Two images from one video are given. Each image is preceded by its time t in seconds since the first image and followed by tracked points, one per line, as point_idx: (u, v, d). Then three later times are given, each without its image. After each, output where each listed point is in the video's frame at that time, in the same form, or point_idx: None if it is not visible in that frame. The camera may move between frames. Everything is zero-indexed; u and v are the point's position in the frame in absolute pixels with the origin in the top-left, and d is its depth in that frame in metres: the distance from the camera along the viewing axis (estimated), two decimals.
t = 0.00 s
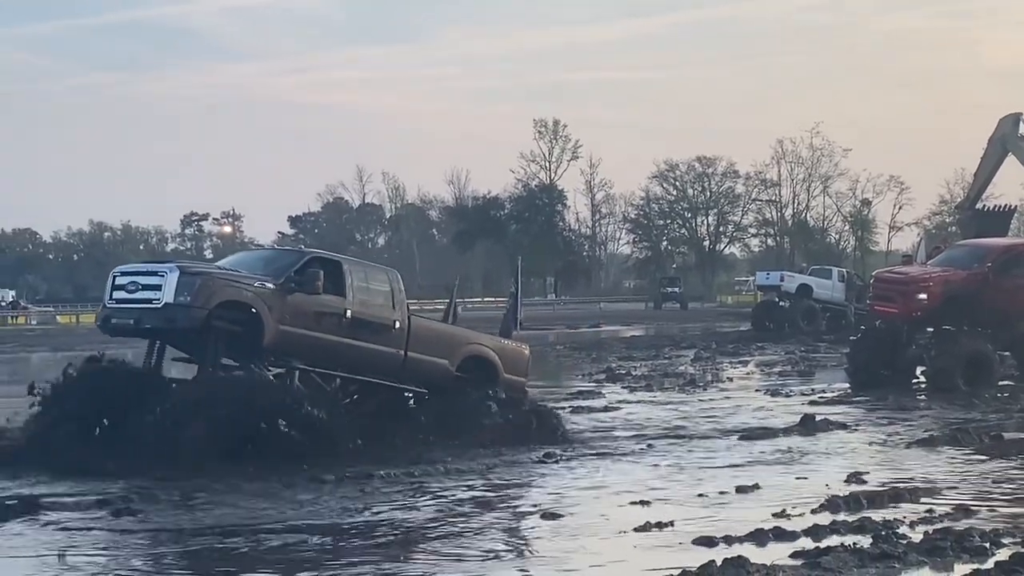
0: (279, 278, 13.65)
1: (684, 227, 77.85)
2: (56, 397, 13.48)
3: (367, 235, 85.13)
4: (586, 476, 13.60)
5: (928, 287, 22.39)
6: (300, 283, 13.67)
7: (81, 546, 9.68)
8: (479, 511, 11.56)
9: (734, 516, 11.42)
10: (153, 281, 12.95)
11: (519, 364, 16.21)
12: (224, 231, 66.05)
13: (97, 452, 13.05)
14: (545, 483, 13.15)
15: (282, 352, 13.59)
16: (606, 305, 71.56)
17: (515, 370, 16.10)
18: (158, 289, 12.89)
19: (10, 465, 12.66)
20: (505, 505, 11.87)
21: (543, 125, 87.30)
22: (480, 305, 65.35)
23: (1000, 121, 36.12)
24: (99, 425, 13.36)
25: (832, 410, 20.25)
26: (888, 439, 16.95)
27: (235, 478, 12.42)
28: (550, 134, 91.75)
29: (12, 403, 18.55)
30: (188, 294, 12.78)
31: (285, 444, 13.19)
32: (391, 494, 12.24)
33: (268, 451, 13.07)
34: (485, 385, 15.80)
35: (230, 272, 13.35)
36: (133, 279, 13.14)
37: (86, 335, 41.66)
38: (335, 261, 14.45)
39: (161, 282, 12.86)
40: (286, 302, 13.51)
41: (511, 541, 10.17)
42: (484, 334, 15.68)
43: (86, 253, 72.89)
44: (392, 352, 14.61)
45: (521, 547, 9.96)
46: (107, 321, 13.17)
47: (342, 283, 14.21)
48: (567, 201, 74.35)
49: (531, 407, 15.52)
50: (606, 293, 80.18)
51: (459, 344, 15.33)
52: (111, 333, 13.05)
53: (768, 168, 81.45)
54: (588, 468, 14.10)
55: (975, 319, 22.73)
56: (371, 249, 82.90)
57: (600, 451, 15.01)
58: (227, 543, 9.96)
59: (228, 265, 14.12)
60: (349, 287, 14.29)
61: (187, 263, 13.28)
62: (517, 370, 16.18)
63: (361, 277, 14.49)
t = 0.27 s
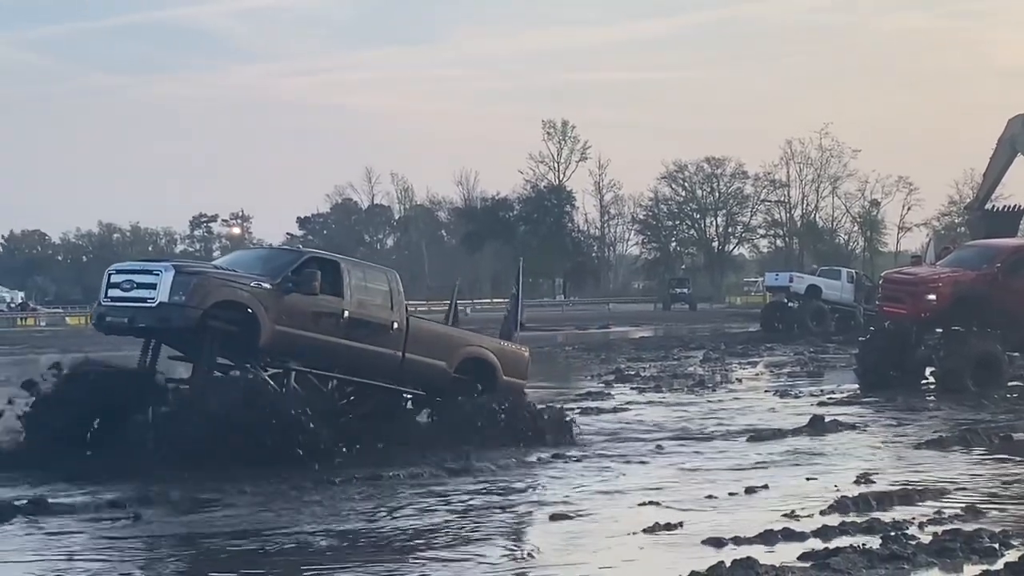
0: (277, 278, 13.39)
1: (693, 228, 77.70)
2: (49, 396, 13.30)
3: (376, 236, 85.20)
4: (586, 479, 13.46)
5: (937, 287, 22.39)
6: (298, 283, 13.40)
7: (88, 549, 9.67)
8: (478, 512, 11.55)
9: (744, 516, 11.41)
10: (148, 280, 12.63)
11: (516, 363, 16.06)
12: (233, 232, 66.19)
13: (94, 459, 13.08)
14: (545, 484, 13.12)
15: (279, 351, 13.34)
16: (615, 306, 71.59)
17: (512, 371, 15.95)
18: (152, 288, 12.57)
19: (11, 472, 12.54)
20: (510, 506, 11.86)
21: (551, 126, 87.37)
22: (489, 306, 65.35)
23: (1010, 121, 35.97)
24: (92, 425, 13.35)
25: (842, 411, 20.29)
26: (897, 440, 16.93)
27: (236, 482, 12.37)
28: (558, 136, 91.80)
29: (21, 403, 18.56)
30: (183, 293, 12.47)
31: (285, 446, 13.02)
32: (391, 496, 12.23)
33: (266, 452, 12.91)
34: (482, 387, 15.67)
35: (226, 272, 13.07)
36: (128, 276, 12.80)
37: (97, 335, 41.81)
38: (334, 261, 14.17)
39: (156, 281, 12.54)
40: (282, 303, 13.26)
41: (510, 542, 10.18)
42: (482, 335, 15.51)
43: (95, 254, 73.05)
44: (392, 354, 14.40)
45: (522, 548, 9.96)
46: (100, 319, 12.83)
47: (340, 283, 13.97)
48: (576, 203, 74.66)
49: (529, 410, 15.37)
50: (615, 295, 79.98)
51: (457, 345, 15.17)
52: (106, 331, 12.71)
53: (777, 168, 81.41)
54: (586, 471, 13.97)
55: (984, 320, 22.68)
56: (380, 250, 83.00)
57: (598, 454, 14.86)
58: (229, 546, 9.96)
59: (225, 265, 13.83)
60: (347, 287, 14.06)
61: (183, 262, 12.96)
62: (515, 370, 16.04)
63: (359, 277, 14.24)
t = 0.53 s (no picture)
0: (274, 278, 13.46)
1: (704, 229, 77.66)
2: (39, 402, 13.20)
3: (387, 238, 85.36)
4: (585, 481, 13.39)
5: (949, 288, 22.35)
6: (295, 283, 13.46)
7: (101, 554, 9.70)
8: (481, 513, 11.59)
9: (756, 517, 11.43)
10: (145, 279, 12.84)
11: (516, 368, 15.93)
12: (244, 234, 66.45)
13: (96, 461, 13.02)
14: (548, 485, 13.11)
15: (276, 353, 13.39)
16: (626, 307, 71.59)
17: (512, 375, 15.82)
18: (149, 288, 12.78)
19: (14, 480, 12.46)
20: (518, 508, 11.86)
21: (562, 127, 87.50)
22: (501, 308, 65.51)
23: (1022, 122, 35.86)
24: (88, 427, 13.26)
25: (854, 412, 20.30)
26: (910, 441, 16.93)
27: (238, 485, 12.48)
28: (569, 137, 91.96)
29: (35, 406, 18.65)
30: (179, 293, 12.68)
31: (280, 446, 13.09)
32: (393, 497, 12.24)
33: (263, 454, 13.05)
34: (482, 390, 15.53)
35: (223, 271, 13.21)
36: (125, 275, 12.99)
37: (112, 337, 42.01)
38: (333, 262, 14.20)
39: (153, 282, 12.75)
40: (279, 303, 13.33)
41: (513, 543, 10.22)
42: (481, 338, 15.39)
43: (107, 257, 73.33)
44: (389, 356, 14.36)
45: (527, 549, 9.97)
46: (96, 319, 13.02)
47: (338, 284, 13.99)
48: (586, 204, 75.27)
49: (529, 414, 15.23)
50: (626, 296, 79.80)
51: (457, 349, 15.07)
52: (103, 331, 12.90)
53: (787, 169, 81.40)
54: (585, 472, 13.89)
55: (996, 321, 22.61)
56: (391, 252, 83.17)
57: (598, 457, 14.71)
58: (234, 548, 10.01)
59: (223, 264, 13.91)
60: (344, 288, 14.07)
61: (179, 262, 13.17)
62: (516, 374, 15.93)
63: (357, 278, 14.25)
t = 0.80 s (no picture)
0: (273, 280, 13.58)
1: (719, 229, 77.31)
2: (34, 405, 13.28)
3: (403, 240, 85.20)
4: (585, 479, 13.38)
5: (966, 287, 22.10)
6: (294, 285, 13.59)
7: (102, 556, 9.58)
8: (483, 514, 11.47)
9: (771, 517, 11.25)
10: (143, 281, 12.96)
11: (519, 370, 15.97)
12: (259, 235, 66.33)
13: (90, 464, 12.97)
14: (553, 485, 13.02)
15: (275, 354, 13.55)
16: (642, 308, 71.17)
17: (514, 377, 15.86)
18: (147, 290, 12.89)
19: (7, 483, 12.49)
20: (526, 509, 11.72)
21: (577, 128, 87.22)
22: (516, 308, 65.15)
23: None
24: (85, 430, 13.29)
25: (869, 412, 20.09)
26: (926, 441, 16.73)
27: (235, 487, 12.47)
28: (584, 138, 91.72)
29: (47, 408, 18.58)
30: (177, 294, 12.79)
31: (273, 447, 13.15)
32: (395, 499, 12.14)
33: (258, 457, 13.14)
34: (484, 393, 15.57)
35: (222, 273, 13.34)
36: (124, 277, 13.12)
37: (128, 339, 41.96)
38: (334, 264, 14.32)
39: (151, 283, 12.86)
40: (279, 305, 13.48)
41: (514, 545, 10.09)
42: (482, 340, 15.44)
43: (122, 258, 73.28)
44: (388, 358, 14.46)
45: (529, 551, 9.83)
46: (94, 320, 13.15)
47: (337, 286, 14.09)
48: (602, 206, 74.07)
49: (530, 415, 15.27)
50: (641, 297, 79.41)
51: (457, 351, 15.13)
52: (99, 332, 13.03)
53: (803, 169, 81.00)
54: (584, 470, 13.91)
55: (1014, 321, 22.34)
56: (407, 253, 82.97)
57: (599, 456, 14.72)
58: (231, 550, 9.92)
59: (224, 265, 14.02)
60: (344, 291, 14.18)
61: (178, 263, 13.28)
62: (518, 376, 15.96)
63: (357, 280, 14.36)
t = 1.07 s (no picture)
0: (278, 282, 12.96)
1: (741, 229, 76.86)
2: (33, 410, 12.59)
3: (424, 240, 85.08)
4: (597, 483, 12.93)
5: (988, 287, 21.61)
6: (299, 287, 12.98)
7: (92, 565, 9.16)
8: (490, 522, 11.03)
9: (790, 518, 10.82)
10: (146, 283, 12.19)
11: (524, 373, 15.54)
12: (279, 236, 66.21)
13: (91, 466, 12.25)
14: (563, 488, 12.61)
15: (281, 358, 12.92)
16: (664, 308, 70.75)
17: (519, 380, 15.42)
18: (150, 291, 12.13)
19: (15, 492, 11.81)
20: (537, 515, 11.29)
21: (598, 129, 86.93)
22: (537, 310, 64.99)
23: None
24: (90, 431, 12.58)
25: (890, 412, 19.58)
26: (951, 441, 16.23)
27: (237, 489, 12.04)
28: (605, 139, 91.44)
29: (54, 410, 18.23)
30: (180, 297, 12.05)
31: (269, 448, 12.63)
32: (400, 507, 11.72)
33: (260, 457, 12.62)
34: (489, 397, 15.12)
35: (226, 274, 12.63)
36: (127, 278, 12.35)
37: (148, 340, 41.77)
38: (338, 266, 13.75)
39: (154, 285, 12.11)
40: (285, 308, 12.84)
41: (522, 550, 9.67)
42: (487, 343, 15.00)
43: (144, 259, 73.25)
44: (394, 362, 13.95)
45: (537, 558, 9.41)
46: (97, 323, 12.37)
47: (342, 288, 13.54)
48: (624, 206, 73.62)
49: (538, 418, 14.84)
50: (663, 297, 78.98)
51: (463, 353, 14.68)
52: (103, 335, 12.26)
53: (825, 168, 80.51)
54: (597, 472, 13.45)
55: None
56: (428, 254, 82.82)
57: (610, 459, 14.27)
58: (226, 557, 9.52)
59: (225, 266, 13.37)
60: (350, 293, 13.64)
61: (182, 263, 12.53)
62: (523, 379, 15.52)
63: (361, 282, 13.84)
